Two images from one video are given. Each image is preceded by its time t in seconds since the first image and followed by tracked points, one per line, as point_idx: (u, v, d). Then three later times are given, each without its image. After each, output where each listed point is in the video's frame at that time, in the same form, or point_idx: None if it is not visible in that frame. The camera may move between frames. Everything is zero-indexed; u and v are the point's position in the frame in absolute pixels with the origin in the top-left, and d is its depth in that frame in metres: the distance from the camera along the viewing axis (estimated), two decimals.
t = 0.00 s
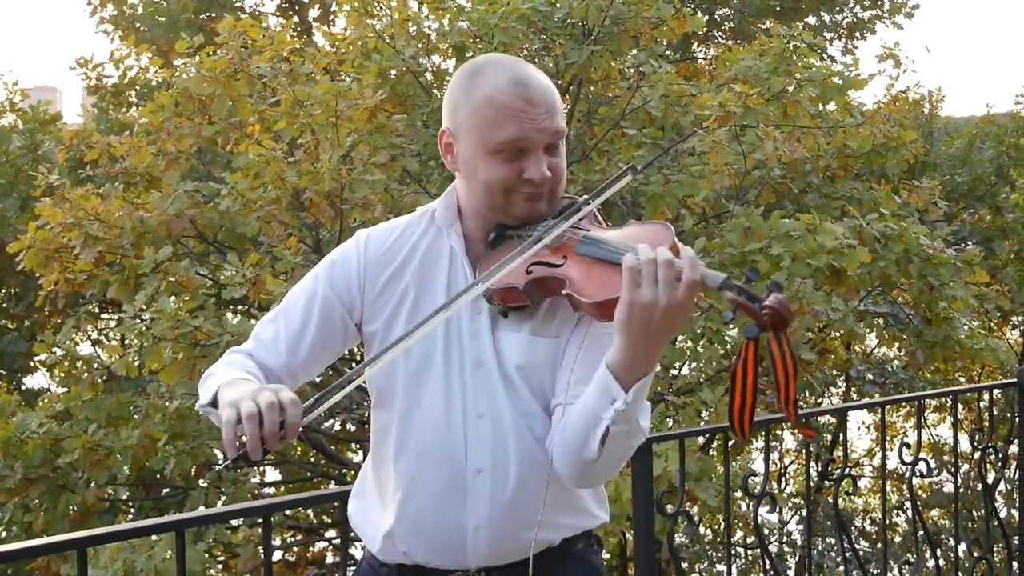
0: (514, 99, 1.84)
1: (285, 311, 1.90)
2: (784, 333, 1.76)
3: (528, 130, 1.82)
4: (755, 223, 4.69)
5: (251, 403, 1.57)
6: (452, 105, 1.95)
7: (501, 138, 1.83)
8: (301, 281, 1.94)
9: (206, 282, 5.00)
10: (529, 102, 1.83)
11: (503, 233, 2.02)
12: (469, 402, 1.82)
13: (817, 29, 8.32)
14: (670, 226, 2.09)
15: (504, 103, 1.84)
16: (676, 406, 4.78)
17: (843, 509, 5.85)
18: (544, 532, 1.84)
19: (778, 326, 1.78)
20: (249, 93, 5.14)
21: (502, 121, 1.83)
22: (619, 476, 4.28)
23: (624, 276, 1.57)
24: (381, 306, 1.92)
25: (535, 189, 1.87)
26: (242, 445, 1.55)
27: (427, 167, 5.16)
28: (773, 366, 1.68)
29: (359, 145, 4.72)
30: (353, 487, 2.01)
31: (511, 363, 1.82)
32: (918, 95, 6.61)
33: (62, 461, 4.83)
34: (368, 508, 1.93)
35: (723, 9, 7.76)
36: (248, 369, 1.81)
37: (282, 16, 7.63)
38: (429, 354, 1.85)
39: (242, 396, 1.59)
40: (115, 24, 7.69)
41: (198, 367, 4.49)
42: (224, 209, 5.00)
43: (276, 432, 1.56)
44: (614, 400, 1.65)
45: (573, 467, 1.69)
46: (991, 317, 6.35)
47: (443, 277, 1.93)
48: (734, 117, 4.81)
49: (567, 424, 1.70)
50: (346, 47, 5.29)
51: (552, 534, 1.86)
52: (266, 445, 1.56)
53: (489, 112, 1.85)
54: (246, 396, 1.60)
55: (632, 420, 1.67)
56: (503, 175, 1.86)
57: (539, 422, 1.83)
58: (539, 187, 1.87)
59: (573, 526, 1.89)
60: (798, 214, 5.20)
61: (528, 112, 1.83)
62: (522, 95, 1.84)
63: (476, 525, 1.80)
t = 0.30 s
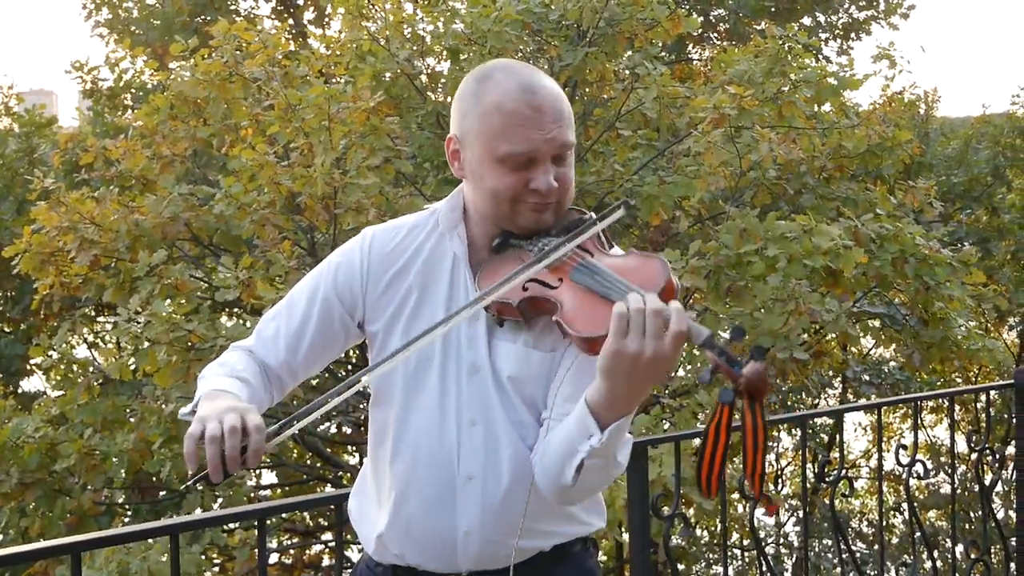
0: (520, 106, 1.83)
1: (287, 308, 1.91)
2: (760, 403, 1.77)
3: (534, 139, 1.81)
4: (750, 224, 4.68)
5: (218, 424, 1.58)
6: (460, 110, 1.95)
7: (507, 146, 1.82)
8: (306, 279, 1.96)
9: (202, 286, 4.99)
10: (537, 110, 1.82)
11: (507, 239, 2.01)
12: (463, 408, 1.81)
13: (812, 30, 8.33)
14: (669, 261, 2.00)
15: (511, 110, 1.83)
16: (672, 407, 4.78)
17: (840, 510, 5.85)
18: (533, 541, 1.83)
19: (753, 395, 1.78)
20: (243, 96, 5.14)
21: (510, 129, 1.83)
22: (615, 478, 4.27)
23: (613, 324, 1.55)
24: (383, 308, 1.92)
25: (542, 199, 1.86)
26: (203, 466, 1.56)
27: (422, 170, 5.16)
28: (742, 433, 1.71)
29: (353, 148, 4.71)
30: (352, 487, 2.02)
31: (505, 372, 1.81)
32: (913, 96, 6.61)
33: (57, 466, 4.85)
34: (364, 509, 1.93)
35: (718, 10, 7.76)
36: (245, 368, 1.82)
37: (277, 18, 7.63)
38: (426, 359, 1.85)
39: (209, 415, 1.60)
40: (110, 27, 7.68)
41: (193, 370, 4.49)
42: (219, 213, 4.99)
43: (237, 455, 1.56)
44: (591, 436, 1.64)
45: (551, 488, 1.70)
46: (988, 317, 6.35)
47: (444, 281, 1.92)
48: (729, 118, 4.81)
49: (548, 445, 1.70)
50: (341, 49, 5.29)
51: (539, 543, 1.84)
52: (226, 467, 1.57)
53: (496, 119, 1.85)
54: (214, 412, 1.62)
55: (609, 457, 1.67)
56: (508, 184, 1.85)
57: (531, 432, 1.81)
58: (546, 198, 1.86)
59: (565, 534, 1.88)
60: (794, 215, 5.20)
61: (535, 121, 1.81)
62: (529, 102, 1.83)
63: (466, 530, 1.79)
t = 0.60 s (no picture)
0: (528, 125, 1.80)
1: (301, 306, 1.90)
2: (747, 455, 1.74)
3: (543, 159, 1.79)
4: (751, 225, 4.67)
5: (185, 446, 1.56)
6: (467, 127, 1.92)
7: (517, 166, 1.80)
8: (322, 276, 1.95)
9: (202, 289, 5.01)
10: (546, 129, 1.79)
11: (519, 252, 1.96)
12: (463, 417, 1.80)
13: (814, 30, 8.31)
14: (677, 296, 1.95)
15: (519, 130, 1.80)
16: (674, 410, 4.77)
17: (843, 511, 5.84)
18: (527, 550, 1.84)
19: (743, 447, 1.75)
20: (244, 98, 5.14)
21: (516, 148, 1.80)
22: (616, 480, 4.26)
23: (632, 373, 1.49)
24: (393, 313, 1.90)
25: (554, 217, 1.84)
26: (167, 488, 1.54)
27: (422, 171, 5.16)
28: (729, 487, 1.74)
29: (353, 150, 4.70)
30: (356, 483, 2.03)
31: (507, 385, 1.80)
32: (915, 97, 6.60)
33: (59, 469, 4.82)
34: (365, 506, 1.94)
35: (719, 12, 7.75)
36: (253, 372, 1.82)
37: (278, 21, 7.63)
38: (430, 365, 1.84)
39: (181, 436, 1.59)
40: (111, 30, 7.69)
41: (193, 371, 4.48)
42: (220, 216, 4.99)
43: (198, 481, 1.54)
44: (597, 474, 1.63)
45: (551, 509, 1.72)
46: (990, 318, 6.33)
47: (453, 288, 1.89)
48: (728, 120, 4.83)
49: (554, 471, 1.70)
50: (342, 52, 5.28)
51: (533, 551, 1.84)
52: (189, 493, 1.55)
53: (503, 138, 1.82)
54: (184, 436, 1.59)
55: (613, 493, 1.67)
56: (518, 204, 1.83)
57: (529, 444, 1.81)
58: (558, 216, 1.84)
59: (561, 544, 1.88)
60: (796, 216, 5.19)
61: (545, 140, 1.79)
62: (537, 120, 1.80)
63: (460, 537, 1.79)
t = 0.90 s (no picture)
0: (528, 139, 1.79)
1: (301, 309, 1.87)
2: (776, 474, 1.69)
3: (545, 172, 1.78)
4: (754, 227, 4.65)
5: (237, 478, 1.44)
6: (471, 140, 1.92)
7: (517, 181, 1.79)
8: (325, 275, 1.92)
9: (206, 292, 5.01)
10: (547, 142, 1.78)
11: (522, 261, 1.99)
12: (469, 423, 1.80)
13: (817, 32, 8.31)
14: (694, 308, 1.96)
15: (520, 143, 1.79)
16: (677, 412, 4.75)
17: (847, 513, 5.83)
18: (532, 554, 1.85)
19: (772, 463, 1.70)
20: (247, 101, 5.14)
21: (518, 162, 1.79)
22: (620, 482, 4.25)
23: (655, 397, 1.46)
24: (394, 317, 1.89)
25: (558, 229, 1.83)
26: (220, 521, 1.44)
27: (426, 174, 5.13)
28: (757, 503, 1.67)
29: (357, 152, 4.69)
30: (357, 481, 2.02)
31: (515, 393, 1.79)
32: (919, 99, 6.59)
33: (63, 471, 4.80)
34: (367, 507, 1.94)
35: (723, 13, 7.74)
36: (258, 377, 1.78)
37: (281, 24, 7.64)
38: (437, 369, 1.85)
39: (226, 463, 1.47)
40: (114, 33, 7.70)
41: (196, 374, 4.48)
42: (223, 218, 4.99)
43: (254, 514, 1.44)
44: (622, 492, 1.61)
45: (568, 519, 1.71)
46: (995, 319, 6.32)
47: (458, 293, 1.88)
48: (731, 121, 4.84)
49: (573, 483, 1.69)
50: (345, 54, 5.28)
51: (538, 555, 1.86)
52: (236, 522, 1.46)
53: (505, 154, 1.81)
54: (230, 459, 1.49)
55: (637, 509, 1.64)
56: (522, 216, 1.82)
57: (536, 450, 1.81)
58: (562, 228, 1.83)
59: (566, 547, 1.89)
60: (799, 218, 5.19)
61: (544, 155, 1.78)
62: (537, 135, 1.79)
63: (466, 542, 1.80)
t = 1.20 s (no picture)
0: (590, 100, 1.80)
1: (313, 287, 1.78)
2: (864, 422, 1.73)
3: (604, 131, 1.79)
4: (759, 228, 4.65)
5: (411, 380, 1.38)
6: (516, 103, 1.89)
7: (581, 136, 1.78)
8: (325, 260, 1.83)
9: (210, 294, 5.03)
10: (610, 108, 1.81)
11: (538, 247, 1.98)
12: (489, 419, 1.77)
13: (822, 34, 8.30)
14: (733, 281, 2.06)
15: (587, 103, 1.80)
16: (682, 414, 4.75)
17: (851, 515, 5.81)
18: (547, 549, 1.84)
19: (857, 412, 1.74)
20: (251, 103, 5.14)
21: (577, 119, 1.79)
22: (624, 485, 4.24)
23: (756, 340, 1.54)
24: (406, 305, 1.83)
25: (599, 197, 1.82)
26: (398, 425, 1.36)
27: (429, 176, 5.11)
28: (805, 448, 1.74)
29: (361, 154, 4.69)
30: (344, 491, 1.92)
31: (534, 385, 1.78)
32: (924, 100, 6.58)
33: (66, 472, 4.80)
34: (368, 516, 1.85)
35: (727, 14, 7.73)
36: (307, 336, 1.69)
37: (285, 25, 7.64)
38: (452, 362, 1.80)
39: (393, 365, 1.40)
40: (119, 35, 7.70)
41: (200, 377, 4.50)
42: (227, 220, 4.99)
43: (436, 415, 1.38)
44: (688, 453, 1.65)
45: (610, 499, 1.70)
46: (1000, 321, 6.30)
47: (472, 284, 1.84)
48: (735, 123, 4.83)
49: (624, 458, 1.70)
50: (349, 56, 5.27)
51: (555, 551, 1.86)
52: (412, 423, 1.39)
53: (565, 110, 1.81)
54: (390, 361, 1.42)
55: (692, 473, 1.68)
56: (569, 176, 1.79)
57: (553, 444, 1.81)
58: (603, 197, 1.82)
59: (575, 542, 1.89)
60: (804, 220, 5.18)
61: (607, 116, 1.80)
62: (599, 98, 1.81)
63: (493, 541, 1.77)
